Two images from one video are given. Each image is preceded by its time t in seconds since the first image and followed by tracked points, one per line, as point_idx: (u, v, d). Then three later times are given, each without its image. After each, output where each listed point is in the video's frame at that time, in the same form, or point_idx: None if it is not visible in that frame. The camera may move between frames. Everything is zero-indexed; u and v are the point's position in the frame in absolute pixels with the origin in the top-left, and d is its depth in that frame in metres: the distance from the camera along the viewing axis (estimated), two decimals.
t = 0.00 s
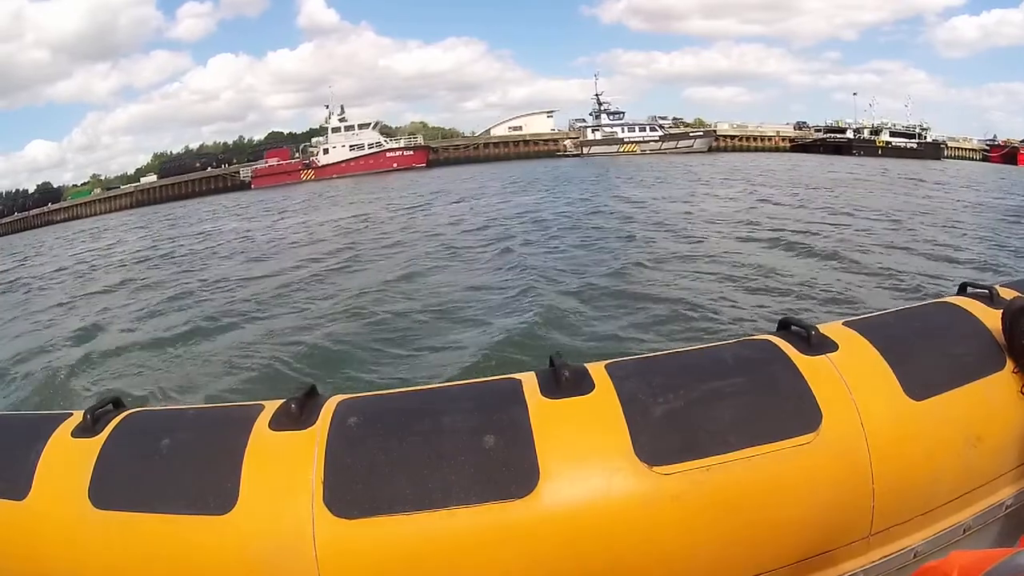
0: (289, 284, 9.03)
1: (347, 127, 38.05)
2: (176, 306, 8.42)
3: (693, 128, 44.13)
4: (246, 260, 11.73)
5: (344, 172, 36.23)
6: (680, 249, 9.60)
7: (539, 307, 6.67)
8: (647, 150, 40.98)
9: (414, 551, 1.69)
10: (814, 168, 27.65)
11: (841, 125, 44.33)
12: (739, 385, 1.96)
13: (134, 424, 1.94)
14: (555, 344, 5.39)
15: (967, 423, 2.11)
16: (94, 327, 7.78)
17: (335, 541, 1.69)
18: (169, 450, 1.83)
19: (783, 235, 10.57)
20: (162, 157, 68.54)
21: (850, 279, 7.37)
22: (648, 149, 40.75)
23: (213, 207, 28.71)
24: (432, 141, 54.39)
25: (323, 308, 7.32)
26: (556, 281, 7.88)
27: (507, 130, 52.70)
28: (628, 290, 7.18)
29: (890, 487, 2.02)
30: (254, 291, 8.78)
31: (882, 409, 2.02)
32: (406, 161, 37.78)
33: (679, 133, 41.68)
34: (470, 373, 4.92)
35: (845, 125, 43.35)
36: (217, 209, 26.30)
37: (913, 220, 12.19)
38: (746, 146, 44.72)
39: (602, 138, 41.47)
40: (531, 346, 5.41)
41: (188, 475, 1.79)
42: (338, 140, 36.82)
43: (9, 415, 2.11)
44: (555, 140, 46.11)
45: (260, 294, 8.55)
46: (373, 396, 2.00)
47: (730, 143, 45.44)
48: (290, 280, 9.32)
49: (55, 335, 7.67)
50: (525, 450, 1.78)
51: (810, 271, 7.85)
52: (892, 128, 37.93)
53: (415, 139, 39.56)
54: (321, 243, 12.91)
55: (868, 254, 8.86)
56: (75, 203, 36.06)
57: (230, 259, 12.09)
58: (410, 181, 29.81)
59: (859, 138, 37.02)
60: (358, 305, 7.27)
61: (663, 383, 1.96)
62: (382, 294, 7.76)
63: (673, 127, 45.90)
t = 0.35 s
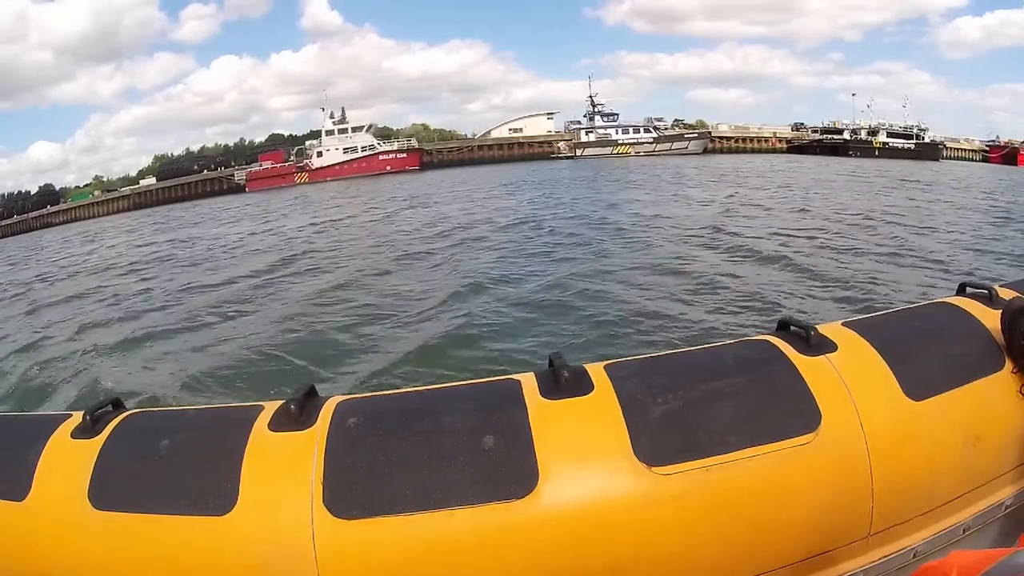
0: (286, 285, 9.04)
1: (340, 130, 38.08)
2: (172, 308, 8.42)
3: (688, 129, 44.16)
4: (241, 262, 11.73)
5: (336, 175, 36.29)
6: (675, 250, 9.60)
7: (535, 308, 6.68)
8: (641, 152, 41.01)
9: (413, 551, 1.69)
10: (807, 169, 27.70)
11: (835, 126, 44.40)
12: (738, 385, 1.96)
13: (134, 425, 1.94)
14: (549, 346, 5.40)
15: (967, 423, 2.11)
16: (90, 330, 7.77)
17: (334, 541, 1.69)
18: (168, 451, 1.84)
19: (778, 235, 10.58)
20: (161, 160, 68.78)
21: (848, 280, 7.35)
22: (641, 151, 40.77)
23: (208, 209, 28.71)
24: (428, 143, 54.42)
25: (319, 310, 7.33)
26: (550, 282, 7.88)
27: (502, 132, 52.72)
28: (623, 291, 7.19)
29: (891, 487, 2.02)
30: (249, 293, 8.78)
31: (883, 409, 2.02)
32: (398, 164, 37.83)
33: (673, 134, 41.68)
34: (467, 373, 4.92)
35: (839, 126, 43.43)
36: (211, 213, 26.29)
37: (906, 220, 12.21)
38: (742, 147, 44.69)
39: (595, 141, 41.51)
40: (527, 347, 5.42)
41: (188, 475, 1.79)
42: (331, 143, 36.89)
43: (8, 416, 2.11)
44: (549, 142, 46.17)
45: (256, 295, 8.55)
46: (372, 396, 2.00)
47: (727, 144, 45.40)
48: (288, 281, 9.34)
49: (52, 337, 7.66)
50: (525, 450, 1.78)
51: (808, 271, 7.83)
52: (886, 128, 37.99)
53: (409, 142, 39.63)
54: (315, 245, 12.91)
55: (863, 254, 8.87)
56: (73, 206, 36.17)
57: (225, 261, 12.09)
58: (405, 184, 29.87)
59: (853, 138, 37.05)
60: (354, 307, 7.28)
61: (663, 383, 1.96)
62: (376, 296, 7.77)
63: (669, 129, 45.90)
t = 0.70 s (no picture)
0: (282, 285, 9.04)
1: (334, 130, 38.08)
2: (167, 308, 8.42)
3: (683, 129, 44.13)
4: (237, 263, 11.72)
5: (329, 176, 36.31)
6: (670, 250, 9.59)
7: (531, 308, 6.67)
8: (635, 152, 40.97)
9: (412, 551, 1.69)
10: (800, 169, 27.70)
11: (830, 125, 44.39)
12: (737, 385, 1.96)
13: (134, 425, 1.95)
14: (545, 346, 5.40)
15: (967, 422, 2.11)
16: (85, 331, 7.76)
17: (334, 541, 1.69)
18: (168, 451, 1.84)
19: (774, 234, 10.57)
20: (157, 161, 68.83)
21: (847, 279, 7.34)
22: (635, 151, 40.72)
23: (203, 210, 28.68)
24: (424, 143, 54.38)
25: (314, 310, 7.33)
26: (546, 282, 7.88)
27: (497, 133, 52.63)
28: (619, 290, 7.18)
29: (890, 487, 2.02)
30: (244, 294, 8.78)
31: (882, 409, 2.01)
32: (392, 164, 37.82)
33: (668, 134, 41.62)
34: (464, 373, 4.93)
35: (834, 126, 43.43)
36: (206, 214, 26.26)
37: (900, 219, 12.22)
38: (738, 147, 44.63)
39: (589, 141, 41.46)
40: (523, 347, 5.42)
41: (188, 475, 1.79)
42: (324, 144, 36.90)
43: (7, 416, 2.12)
44: (544, 143, 46.12)
45: (251, 296, 8.55)
46: (372, 396, 2.00)
47: (723, 144, 45.31)
48: (285, 281, 9.35)
49: (47, 339, 7.65)
50: (524, 451, 1.78)
51: (809, 271, 7.81)
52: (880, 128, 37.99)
53: (403, 143, 39.61)
54: (310, 246, 12.90)
55: (859, 253, 8.87)
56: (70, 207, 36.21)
57: (220, 262, 12.08)
58: (399, 184, 29.86)
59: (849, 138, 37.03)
60: (350, 307, 7.28)
61: (662, 383, 1.96)
62: (372, 296, 7.76)
63: (665, 128, 45.85)
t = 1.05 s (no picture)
0: (279, 285, 9.05)
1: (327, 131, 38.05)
2: (161, 309, 8.40)
3: (677, 128, 44.08)
4: (231, 263, 11.71)
5: (321, 176, 36.27)
6: (664, 249, 9.58)
7: (527, 307, 6.67)
8: (629, 152, 40.96)
9: (412, 550, 1.69)
10: (792, 168, 27.70)
11: (824, 125, 44.40)
12: (736, 385, 1.96)
13: (134, 424, 1.95)
14: (540, 346, 5.39)
15: (967, 422, 2.10)
16: (79, 332, 7.74)
17: (334, 540, 1.70)
18: (168, 450, 1.84)
19: (768, 234, 10.58)
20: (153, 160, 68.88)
21: (846, 278, 7.34)
22: (629, 151, 40.65)
23: (198, 210, 28.64)
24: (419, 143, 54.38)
25: (309, 310, 7.32)
26: (541, 282, 7.87)
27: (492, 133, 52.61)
28: (614, 290, 7.19)
29: (890, 487, 2.02)
30: (238, 294, 8.76)
31: (883, 409, 2.01)
32: (385, 164, 37.85)
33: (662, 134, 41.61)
34: (460, 372, 4.93)
35: (827, 126, 43.46)
36: (199, 214, 26.20)
37: (893, 218, 12.25)
38: (734, 147, 44.59)
39: (582, 141, 41.42)
40: (518, 347, 5.42)
41: (188, 475, 1.80)
42: (318, 144, 36.92)
43: (6, 416, 2.12)
44: (538, 142, 46.11)
45: (246, 296, 8.53)
46: (370, 396, 2.00)
47: (718, 144, 45.26)
48: (281, 281, 9.34)
49: (41, 340, 7.62)
50: (524, 451, 1.78)
51: (807, 270, 7.80)
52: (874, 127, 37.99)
53: (396, 143, 39.63)
54: (303, 246, 12.88)
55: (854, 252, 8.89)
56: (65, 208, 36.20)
57: (216, 262, 12.09)
58: (394, 184, 29.89)
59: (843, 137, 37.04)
60: (345, 307, 7.28)
61: (661, 383, 1.96)
62: (366, 296, 7.76)
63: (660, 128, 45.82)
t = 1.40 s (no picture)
0: (275, 286, 9.05)
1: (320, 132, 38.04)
2: (154, 310, 8.38)
3: (671, 128, 43.98)
4: (225, 264, 11.69)
5: (314, 177, 36.27)
6: (658, 250, 9.58)
7: (521, 308, 6.67)
8: (621, 152, 40.92)
9: (412, 549, 1.69)
10: (783, 168, 27.73)
11: (818, 124, 44.44)
12: (735, 384, 1.96)
13: (134, 424, 1.95)
14: (534, 346, 5.39)
15: (968, 422, 2.10)
16: (73, 333, 7.72)
17: (334, 540, 1.70)
18: (168, 450, 1.85)
19: (762, 234, 10.59)
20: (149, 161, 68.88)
21: (841, 278, 7.34)
22: (622, 151, 40.65)
23: (192, 211, 28.62)
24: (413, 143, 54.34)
25: (304, 311, 7.32)
26: (535, 282, 7.87)
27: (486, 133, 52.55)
28: (609, 290, 7.19)
29: (890, 487, 2.01)
30: (232, 295, 8.76)
31: (882, 409, 2.01)
32: (378, 165, 37.83)
33: (656, 134, 41.56)
34: (457, 373, 4.93)
35: (820, 126, 43.50)
36: (192, 215, 26.14)
37: (886, 218, 12.26)
38: (729, 147, 44.51)
39: (575, 141, 41.35)
40: (512, 347, 5.42)
41: (188, 475, 1.80)
42: (311, 145, 36.91)
43: (6, 416, 2.12)
44: (531, 143, 46.06)
45: (240, 297, 8.53)
46: (369, 396, 2.00)
47: (713, 144, 45.19)
48: (277, 282, 9.34)
49: (34, 342, 7.59)
50: (524, 451, 1.78)
51: (803, 270, 7.80)
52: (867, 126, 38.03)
53: (389, 144, 39.64)
54: (296, 247, 12.88)
55: (848, 252, 8.90)
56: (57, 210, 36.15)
57: (212, 263, 12.08)
58: (388, 185, 29.88)
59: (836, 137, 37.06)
60: (339, 308, 7.28)
61: (660, 383, 1.96)
62: (360, 297, 7.76)
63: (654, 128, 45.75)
